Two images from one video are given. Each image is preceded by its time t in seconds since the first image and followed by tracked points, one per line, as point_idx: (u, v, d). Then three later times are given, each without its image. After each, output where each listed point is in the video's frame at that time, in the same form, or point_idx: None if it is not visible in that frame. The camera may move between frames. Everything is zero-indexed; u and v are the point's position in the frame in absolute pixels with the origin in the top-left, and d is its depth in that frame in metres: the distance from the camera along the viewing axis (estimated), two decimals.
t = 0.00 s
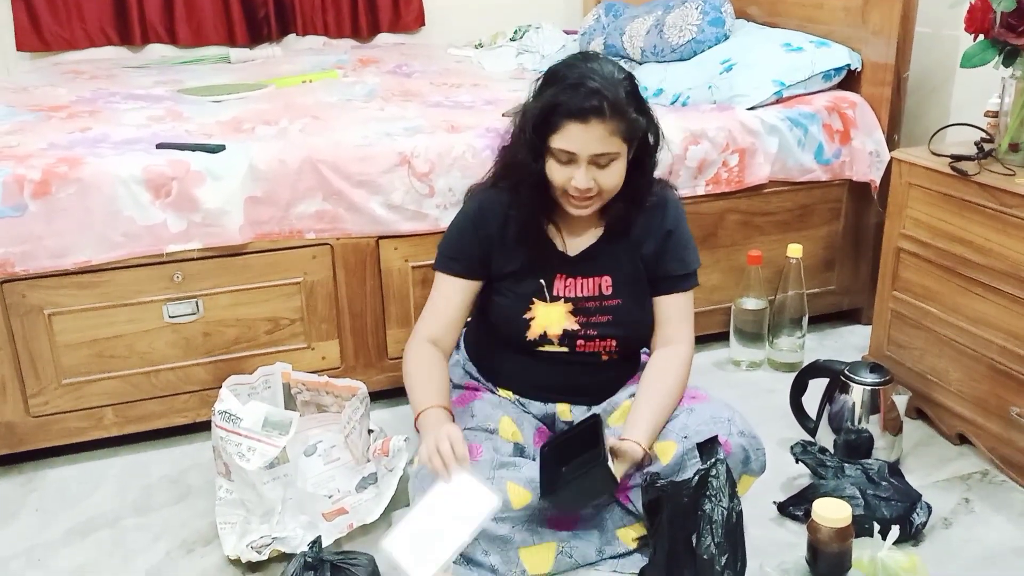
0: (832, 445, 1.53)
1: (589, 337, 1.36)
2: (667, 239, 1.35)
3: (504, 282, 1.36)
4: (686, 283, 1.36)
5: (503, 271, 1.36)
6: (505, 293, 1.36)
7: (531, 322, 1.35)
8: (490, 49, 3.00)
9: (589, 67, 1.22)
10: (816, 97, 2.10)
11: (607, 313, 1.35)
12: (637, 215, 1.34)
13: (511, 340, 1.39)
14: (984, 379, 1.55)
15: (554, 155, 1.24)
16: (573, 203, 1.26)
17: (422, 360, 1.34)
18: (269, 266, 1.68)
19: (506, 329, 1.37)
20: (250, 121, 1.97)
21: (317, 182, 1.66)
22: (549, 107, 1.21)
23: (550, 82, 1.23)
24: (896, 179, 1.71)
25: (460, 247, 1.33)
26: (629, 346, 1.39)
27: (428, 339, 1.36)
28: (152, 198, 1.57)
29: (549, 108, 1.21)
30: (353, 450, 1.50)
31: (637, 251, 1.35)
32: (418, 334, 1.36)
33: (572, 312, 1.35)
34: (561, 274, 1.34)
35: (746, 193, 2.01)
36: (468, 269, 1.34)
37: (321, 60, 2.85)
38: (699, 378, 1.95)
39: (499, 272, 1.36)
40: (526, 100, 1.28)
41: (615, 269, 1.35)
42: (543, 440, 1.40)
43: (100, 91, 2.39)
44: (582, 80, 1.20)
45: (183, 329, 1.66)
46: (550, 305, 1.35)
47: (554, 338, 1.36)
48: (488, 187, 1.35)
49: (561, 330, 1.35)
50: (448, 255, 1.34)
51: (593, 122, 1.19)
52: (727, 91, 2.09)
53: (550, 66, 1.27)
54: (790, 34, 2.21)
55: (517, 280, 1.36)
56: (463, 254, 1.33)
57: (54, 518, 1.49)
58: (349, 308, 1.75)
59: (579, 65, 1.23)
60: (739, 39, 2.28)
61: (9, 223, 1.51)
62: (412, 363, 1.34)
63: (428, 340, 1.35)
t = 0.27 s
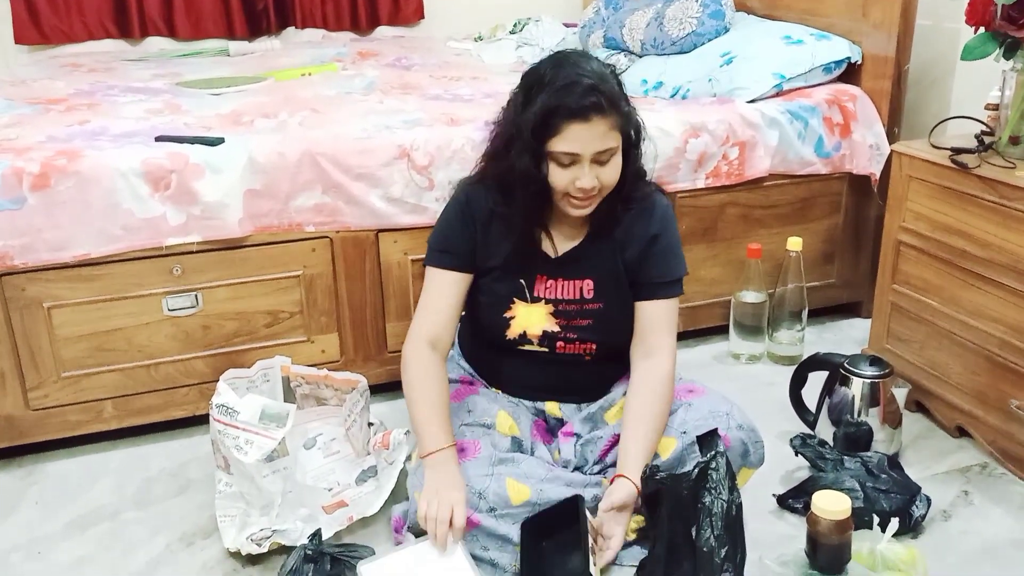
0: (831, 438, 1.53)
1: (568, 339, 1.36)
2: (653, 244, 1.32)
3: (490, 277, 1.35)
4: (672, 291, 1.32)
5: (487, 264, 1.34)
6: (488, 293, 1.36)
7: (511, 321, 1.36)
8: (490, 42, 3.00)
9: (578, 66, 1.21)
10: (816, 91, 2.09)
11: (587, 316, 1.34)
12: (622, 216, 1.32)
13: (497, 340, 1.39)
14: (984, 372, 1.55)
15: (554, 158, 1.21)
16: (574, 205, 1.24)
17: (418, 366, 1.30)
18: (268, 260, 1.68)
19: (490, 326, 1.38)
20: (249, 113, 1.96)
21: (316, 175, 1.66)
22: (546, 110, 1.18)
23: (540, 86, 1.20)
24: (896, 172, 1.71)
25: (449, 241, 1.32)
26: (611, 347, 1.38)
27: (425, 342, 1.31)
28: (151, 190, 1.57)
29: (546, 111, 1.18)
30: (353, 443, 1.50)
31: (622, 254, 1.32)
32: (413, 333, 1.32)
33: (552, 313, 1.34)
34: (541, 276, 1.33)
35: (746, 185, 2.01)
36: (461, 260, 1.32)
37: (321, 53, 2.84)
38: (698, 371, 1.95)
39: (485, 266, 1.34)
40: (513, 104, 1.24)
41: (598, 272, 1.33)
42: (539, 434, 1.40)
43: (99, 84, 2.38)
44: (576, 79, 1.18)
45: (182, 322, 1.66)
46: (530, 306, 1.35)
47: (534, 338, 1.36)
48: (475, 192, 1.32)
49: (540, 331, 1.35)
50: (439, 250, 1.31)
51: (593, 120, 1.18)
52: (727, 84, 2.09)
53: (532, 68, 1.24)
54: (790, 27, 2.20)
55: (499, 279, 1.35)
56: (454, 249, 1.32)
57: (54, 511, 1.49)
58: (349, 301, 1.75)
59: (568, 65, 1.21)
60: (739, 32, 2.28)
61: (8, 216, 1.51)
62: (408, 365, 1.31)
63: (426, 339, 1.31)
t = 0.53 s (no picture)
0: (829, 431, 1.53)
1: (578, 333, 1.35)
2: (658, 234, 1.33)
3: (493, 275, 1.34)
4: (677, 279, 1.33)
5: (490, 264, 1.33)
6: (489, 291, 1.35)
7: (520, 319, 1.34)
8: (487, 35, 2.99)
9: (586, 62, 1.19)
10: (814, 83, 2.09)
11: (596, 309, 1.34)
12: (625, 208, 1.32)
13: (502, 339, 1.38)
14: (981, 364, 1.55)
15: (565, 156, 1.19)
16: (587, 203, 1.22)
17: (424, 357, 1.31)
18: (266, 253, 1.67)
19: (493, 324, 1.37)
20: (246, 106, 1.96)
21: (313, 168, 1.66)
22: (557, 108, 1.16)
23: (549, 83, 1.19)
24: (894, 164, 1.71)
25: (450, 240, 1.31)
26: (619, 340, 1.38)
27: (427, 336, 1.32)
28: (147, 183, 1.57)
29: (558, 109, 1.16)
30: (350, 436, 1.49)
31: (627, 246, 1.32)
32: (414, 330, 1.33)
33: (560, 309, 1.33)
34: (549, 272, 1.32)
35: (744, 178, 2.01)
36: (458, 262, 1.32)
37: (318, 46, 2.84)
38: (696, 364, 1.95)
39: (489, 264, 1.33)
40: (519, 102, 1.22)
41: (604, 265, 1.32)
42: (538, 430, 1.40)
43: (96, 77, 2.37)
44: (587, 76, 1.17)
45: (179, 315, 1.65)
46: (538, 302, 1.34)
47: (544, 335, 1.35)
48: (478, 191, 1.30)
49: (550, 328, 1.34)
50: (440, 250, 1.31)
51: (606, 118, 1.17)
52: (724, 77, 2.09)
53: (539, 64, 1.22)
54: (788, 20, 2.20)
55: (502, 278, 1.34)
56: (453, 248, 1.31)
57: (51, 503, 1.49)
58: (346, 294, 1.75)
59: (577, 61, 1.19)
60: (738, 24, 2.27)
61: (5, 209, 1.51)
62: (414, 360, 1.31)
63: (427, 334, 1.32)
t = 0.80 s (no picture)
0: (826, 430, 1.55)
1: (603, 330, 1.38)
2: (677, 225, 1.36)
3: (523, 280, 1.33)
4: (693, 266, 1.39)
5: (521, 270, 1.32)
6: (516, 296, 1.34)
7: (547, 321, 1.35)
8: (485, 33, 2.98)
9: (604, 61, 1.18)
10: (811, 81, 2.09)
11: (620, 304, 1.36)
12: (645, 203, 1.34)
13: (528, 342, 1.38)
14: (979, 361, 1.55)
15: (587, 157, 1.20)
16: (605, 203, 1.24)
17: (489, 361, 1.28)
18: (263, 252, 1.67)
19: (517, 326, 1.37)
20: (243, 105, 1.95)
21: (310, 167, 1.65)
22: (578, 111, 1.16)
23: (569, 84, 1.18)
24: (892, 162, 1.71)
25: (479, 252, 1.30)
26: (640, 332, 1.41)
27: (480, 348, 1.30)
28: (144, 182, 1.56)
29: (579, 112, 1.16)
30: (347, 434, 1.49)
31: (649, 240, 1.35)
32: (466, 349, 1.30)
33: (585, 307, 1.35)
34: (574, 272, 1.33)
35: (742, 176, 2.01)
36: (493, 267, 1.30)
37: (316, 44, 2.83)
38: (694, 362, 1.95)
39: (519, 270, 1.32)
40: (538, 104, 1.21)
41: (625, 261, 1.34)
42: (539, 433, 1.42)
43: (93, 75, 2.37)
44: (607, 77, 1.16)
45: (176, 314, 1.65)
46: (564, 303, 1.34)
47: (570, 335, 1.36)
48: (500, 195, 1.29)
49: (576, 327, 1.36)
50: (472, 260, 1.29)
51: (627, 119, 1.17)
52: (722, 75, 2.09)
53: (556, 64, 1.21)
54: (785, 17, 2.20)
55: (532, 281, 1.33)
56: (484, 258, 1.30)
57: (49, 503, 1.49)
58: (344, 293, 1.75)
59: (594, 60, 1.18)
60: (736, 22, 2.27)
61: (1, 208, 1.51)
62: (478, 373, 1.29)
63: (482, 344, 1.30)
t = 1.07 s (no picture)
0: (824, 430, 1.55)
1: (619, 336, 1.38)
2: (695, 235, 1.36)
3: (541, 282, 1.32)
4: (704, 276, 1.38)
5: (538, 272, 1.31)
6: (530, 295, 1.34)
7: (564, 325, 1.35)
8: (482, 34, 2.99)
9: (637, 70, 1.18)
10: (808, 81, 2.09)
11: (636, 311, 1.36)
12: (666, 211, 1.34)
13: (541, 343, 1.38)
14: (976, 361, 1.55)
15: (612, 164, 1.19)
16: (627, 212, 1.23)
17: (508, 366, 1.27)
18: (261, 253, 1.67)
19: (533, 329, 1.36)
20: (241, 106, 1.95)
21: (308, 167, 1.65)
22: (608, 116, 1.15)
23: (600, 90, 1.17)
24: (889, 162, 1.71)
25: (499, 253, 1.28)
26: (653, 338, 1.41)
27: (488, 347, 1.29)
28: (141, 183, 1.56)
29: (609, 117, 1.15)
30: (345, 436, 1.50)
31: (667, 248, 1.35)
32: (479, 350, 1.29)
33: (603, 313, 1.35)
34: (592, 277, 1.33)
35: (739, 176, 2.01)
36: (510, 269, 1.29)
37: (313, 45, 2.83)
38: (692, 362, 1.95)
39: (536, 272, 1.31)
40: (570, 107, 1.20)
41: (643, 267, 1.34)
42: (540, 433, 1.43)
43: (90, 76, 2.37)
44: (641, 86, 1.16)
45: (174, 315, 1.65)
46: (582, 308, 1.34)
47: (586, 340, 1.37)
48: (521, 196, 1.28)
49: (592, 333, 1.36)
50: (488, 259, 1.28)
51: (657, 129, 1.16)
52: (719, 75, 2.09)
53: (589, 69, 1.20)
54: (783, 18, 2.20)
55: (549, 284, 1.32)
56: (503, 259, 1.29)
57: (47, 503, 1.49)
58: (342, 293, 1.75)
59: (628, 68, 1.18)
60: (733, 22, 2.27)
61: None
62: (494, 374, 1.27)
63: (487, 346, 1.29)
